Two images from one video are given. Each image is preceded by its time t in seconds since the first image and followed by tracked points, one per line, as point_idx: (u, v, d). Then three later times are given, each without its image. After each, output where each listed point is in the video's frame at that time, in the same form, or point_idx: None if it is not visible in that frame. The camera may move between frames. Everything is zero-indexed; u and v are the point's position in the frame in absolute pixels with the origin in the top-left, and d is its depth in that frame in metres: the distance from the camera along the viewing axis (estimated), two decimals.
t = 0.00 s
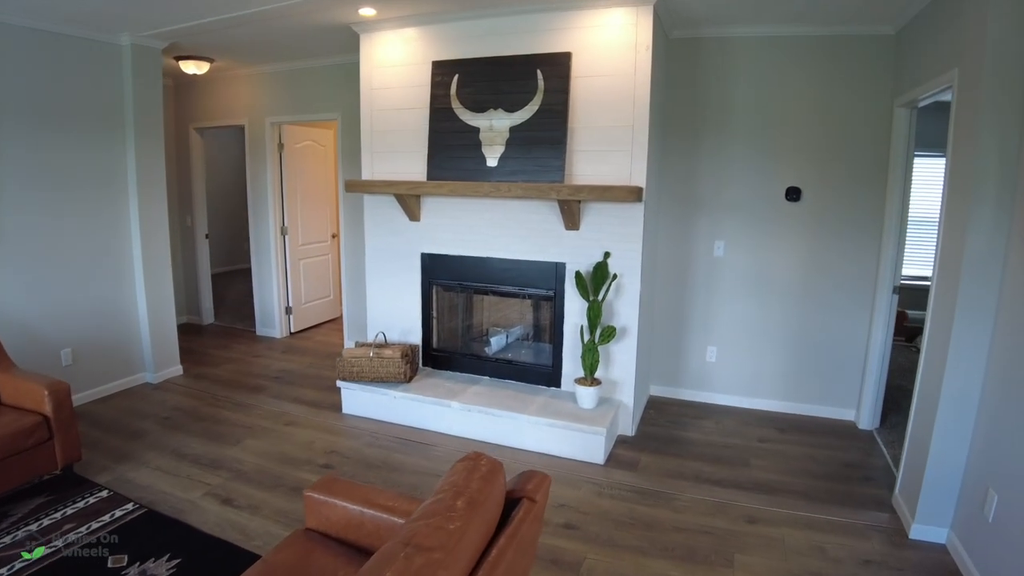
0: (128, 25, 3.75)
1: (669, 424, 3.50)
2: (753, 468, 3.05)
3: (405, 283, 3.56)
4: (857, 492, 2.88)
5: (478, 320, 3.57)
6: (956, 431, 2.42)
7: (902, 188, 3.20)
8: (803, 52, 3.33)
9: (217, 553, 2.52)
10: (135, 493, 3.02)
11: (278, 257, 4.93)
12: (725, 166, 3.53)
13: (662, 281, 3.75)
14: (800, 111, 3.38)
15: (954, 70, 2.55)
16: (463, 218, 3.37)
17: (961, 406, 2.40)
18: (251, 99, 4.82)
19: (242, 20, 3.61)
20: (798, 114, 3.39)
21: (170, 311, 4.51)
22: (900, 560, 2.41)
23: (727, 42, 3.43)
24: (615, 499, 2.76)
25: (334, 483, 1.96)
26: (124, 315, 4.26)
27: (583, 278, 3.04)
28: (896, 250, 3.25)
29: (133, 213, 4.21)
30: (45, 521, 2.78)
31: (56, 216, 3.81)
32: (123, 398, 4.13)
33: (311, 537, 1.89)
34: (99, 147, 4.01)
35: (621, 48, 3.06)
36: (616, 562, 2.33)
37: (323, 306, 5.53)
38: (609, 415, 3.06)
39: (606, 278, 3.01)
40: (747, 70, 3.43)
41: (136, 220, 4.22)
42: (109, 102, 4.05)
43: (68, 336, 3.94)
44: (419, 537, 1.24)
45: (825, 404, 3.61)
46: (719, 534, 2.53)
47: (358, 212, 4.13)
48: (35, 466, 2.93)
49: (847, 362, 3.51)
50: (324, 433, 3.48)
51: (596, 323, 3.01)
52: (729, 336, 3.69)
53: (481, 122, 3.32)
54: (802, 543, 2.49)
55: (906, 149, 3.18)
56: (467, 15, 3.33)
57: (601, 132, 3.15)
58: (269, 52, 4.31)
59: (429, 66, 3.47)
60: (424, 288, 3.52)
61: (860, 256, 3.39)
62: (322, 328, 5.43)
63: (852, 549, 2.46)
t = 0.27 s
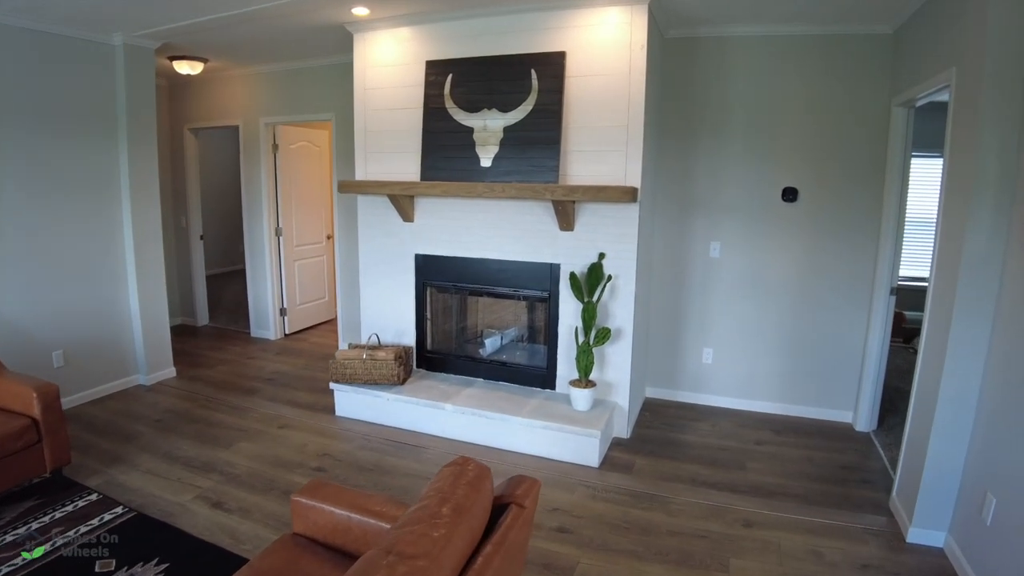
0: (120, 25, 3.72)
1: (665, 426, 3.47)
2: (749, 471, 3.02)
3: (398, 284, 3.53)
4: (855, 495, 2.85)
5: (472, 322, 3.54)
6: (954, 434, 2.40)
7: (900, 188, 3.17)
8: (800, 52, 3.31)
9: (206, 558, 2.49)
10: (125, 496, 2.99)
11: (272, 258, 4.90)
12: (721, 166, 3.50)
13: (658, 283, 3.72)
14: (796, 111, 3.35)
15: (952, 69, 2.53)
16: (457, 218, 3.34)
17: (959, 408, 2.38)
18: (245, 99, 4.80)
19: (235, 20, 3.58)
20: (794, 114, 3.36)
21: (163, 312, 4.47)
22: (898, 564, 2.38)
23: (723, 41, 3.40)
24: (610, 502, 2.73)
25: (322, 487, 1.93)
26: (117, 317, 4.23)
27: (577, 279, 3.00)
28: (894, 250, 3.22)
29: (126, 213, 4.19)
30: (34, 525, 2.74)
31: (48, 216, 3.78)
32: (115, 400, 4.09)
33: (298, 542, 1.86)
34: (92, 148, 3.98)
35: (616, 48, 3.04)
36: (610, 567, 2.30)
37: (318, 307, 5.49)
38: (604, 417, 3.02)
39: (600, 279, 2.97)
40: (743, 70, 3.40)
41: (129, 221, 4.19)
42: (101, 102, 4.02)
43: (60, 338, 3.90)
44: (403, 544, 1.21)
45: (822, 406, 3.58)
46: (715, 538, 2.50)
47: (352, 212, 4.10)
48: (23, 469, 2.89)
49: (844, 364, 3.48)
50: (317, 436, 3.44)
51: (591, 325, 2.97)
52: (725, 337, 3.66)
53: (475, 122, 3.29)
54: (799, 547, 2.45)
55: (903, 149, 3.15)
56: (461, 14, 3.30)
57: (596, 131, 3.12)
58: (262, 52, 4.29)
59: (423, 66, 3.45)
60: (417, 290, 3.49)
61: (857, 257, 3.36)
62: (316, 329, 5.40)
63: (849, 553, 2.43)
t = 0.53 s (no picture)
0: (107, 23, 3.69)
1: (656, 427, 3.45)
2: (740, 472, 3.00)
3: (387, 285, 3.50)
4: (846, 496, 2.83)
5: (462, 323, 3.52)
6: (945, 434, 2.39)
7: (891, 187, 3.16)
8: (791, 51, 3.28)
9: (191, 562, 2.45)
10: (110, 500, 2.94)
11: (262, 259, 4.86)
12: (712, 166, 3.48)
13: (648, 283, 3.70)
14: (788, 110, 3.33)
15: (943, 67, 2.51)
16: (446, 218, 3.31)
17: (949, 407, 2.38)
18: (235, 99, 4.76)
19: (222, 19, 3.55)
20: (785, 113, 3.34)
21: (151, 314, 4.43)
22: (889, 566, 2.36)
23: (714, 39, 3.37)
24: (600, 505, 2.70)
25: (305, 491, 1.90)
26: (104, 318, 4.19)
27: (567, 280, 2.97)
28: (885, 250, 3.21)
29: (113, 214, 4.14)
30: (16, 529, 2.69)
31: (34, 217, 3.73)
32: (102, 402, 4.05)
33: (280, 546, 1.83)
34: (79, 148, 3.94)
35: (605, 46, 3.02)
36: (599, 570, 2.28)
37: (308, 308, 5.46)
38: (594, 419, 3.00)
39: (590, 279, 2.94)
40: (734, 69, 3.38)
41: (116, 221, 4.15)
42: (88, 101, 3.98)
43: (46, 340, 3.86)
44: (380, 550, 1.19)
45: (813, 406, 3.57)
46: (705, 540, 2.48)
47: (341, 213, 4.07)
48: (6, 473, 2.85)
49: (836, 364, 3.47)
50: (305, 438, 3.41)
51: (580, 325, 2.94)
52: (717, 338, 3.64)
53: (464, 121, 3.27)
54: (789, 549, 2.44)
55: (895, 148, 3.14)
56: (450, 13, 3.28)
57: (585, 131, 3.09)
58: (252, 52, 4.26)
59: (412, 65, 3.43)
60: (407, 290, 3.45)
61: (849, 256, 3.35)
62: (307, 331, 5.36)
63: (840, 555, 2.42)
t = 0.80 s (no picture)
0: (84, 21, 3.61)
1: (643, 429, 3.42)
2: (727, 474, 2.98)
3: (371, 286, 3.45)
4: (834, 498, 2.82)
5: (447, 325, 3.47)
6: (933, 434, 2.39)
7: (878, 188, 3.15)
8: (778, 50, 3.26)
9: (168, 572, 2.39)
10: (85, 508, 2.87)
11: (245, 260, 4.79)
12: (698, 166, 3.46)
13: (635, 283, 3.67)
14: (774, 110, 3.31)
15: (930, 67, 2.50)
16: (430, 219, 3.26)
17: (935, 408, 2.37)
18: (217, 98, 4.69)
19: (202, 16, 3.48)
20: (772, 113, 3.32)
21: (131, 317, 4.35)
22: (876, 569, 2.35)
23: (701, 39, 3.35)
24: (584, 509, 2.67)
25: (283, 500, 1.85)
26: (83, 321, 4.10)
27: (553, 281, 2.92)
28: (872, 250, 3.20)
29: (92, 215, 4.06)
30: None
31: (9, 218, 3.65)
32: (80, 408, 3.96)
33: (257, 558, 1.78)
34: (56, 147, 3.86)
35: (591, 45, 2.98)
36: None
37: (292, 310, 5.39)
38: (580, 422, 2.96)
39: (576, 281, 2.90)
40: (721, 69, 3.35)
41: (95, 222, 4.07)
42: (66, 100, 3.89)
43: (22, 344, 3.77)
44: (354, 567, 1.14)
45: (800, 407, 3.56)
46: (693, 545, 2.45)
47: (324, 214, 4.01)
48: None
49: (822, 365, 3.46)
50: (288, 443, 3.35)
51: (566, 327, 2.90)
52: (703, 339, 3.62)
53: (448, 121, 3.23)
54: (776, 553, 2.41)
55: (881, 149, 3.13)
56: (433, 11, 3.23)
57: (571, 130, 3.06)
58: (234, 50, 4.19)
59: (395, 63, 3.38)
60: (390, 292, 3.40)
61: (836, 257, 3.34)
62: (291, 333, 5.29)
63: (827, 558, 2.40)
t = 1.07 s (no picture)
0: (55, 17, 3.50)
1: (627, 433, 3.38)
2: (713, 479, 2.96)
3: (351, 290, 3.38)
4: (820, 503, 2.80)
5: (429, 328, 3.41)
6: (919, 438, 2.38)
7: (862, 190, 3.14)
8: (763, 51, 3.23)
9: None
10: (53, 519, 2.76)
11: (224, 263, 4.70)
12: (683, 167, 3.43)
13: (619, 286, 3.64)
14: (759, 112, 3.29)
15: (916, 69, 2.49)
16: (411, 221, 3.20)
17: (922, 412, 2.36)
18: (194, 97, 4.59)
19: (177, 13, 3.39)
20: (757, 115, 3.29)
21: (106, 321, 4.24)
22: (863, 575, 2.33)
23: (685, 40, 3.31)
24: (568, 518, 2.62)
25: (258, 515, 1.78)
26: (55, 326, 3.99)
27: (536, 284, 2.87)
28: (856, 252, 3.19)
29: (64, 217, 3.95)
30: None
31: None
32: (52, 415, 3.84)
33: None
34: (27, 147, 3.74)
35: (574, 45, 2.94)
36: None
37: (272, 313, 5.30)
38: (564, 427, 2.92)
39: (560, 284, 2.85)
40: (706, 70, 3.32)
41: (68, 224, 3.95)
42: (36, 98, 3.78)
43: None
44: None
45: (785, 410, 3.54)
46: (679, 552, 2.41)
47: (303, 216, 3.94)
48: None
49: (807, 367, 3.45)
50: (267, 451, 3.27)
51: (550, 331, 2.85)
52: (688, 342, 3.59)
53: (429, 121, 3.17)
54: (763, 560, 2.38)
55: (866, 151, 3.12)
56: (414, 9, 3.18)
57: (554, 131, 3.01)
58: (211, 49, 4.10)
59: (375, 62, 3.31)
60: (371, 296, 3.34)
61: (820, 259, 3.33)
62: (271, 336, 5.20)
63: (814, 564, 2.38)
